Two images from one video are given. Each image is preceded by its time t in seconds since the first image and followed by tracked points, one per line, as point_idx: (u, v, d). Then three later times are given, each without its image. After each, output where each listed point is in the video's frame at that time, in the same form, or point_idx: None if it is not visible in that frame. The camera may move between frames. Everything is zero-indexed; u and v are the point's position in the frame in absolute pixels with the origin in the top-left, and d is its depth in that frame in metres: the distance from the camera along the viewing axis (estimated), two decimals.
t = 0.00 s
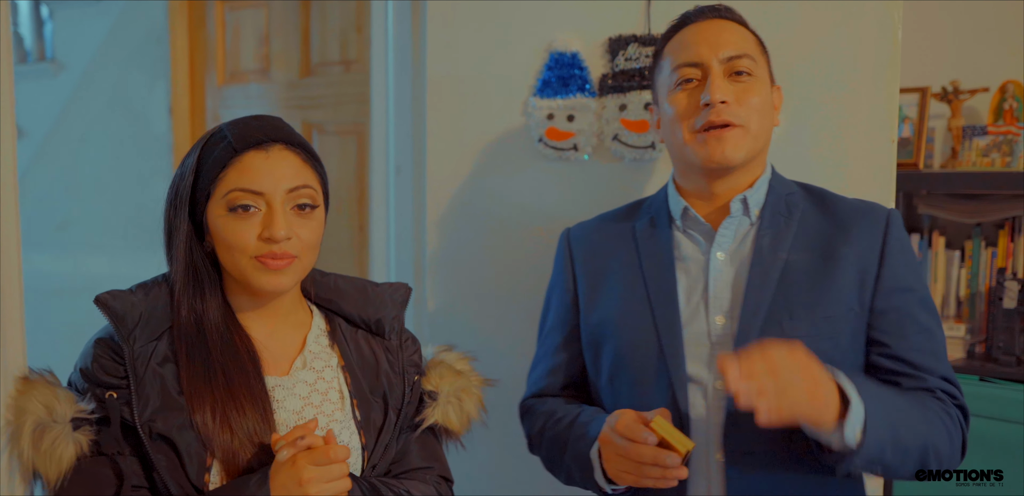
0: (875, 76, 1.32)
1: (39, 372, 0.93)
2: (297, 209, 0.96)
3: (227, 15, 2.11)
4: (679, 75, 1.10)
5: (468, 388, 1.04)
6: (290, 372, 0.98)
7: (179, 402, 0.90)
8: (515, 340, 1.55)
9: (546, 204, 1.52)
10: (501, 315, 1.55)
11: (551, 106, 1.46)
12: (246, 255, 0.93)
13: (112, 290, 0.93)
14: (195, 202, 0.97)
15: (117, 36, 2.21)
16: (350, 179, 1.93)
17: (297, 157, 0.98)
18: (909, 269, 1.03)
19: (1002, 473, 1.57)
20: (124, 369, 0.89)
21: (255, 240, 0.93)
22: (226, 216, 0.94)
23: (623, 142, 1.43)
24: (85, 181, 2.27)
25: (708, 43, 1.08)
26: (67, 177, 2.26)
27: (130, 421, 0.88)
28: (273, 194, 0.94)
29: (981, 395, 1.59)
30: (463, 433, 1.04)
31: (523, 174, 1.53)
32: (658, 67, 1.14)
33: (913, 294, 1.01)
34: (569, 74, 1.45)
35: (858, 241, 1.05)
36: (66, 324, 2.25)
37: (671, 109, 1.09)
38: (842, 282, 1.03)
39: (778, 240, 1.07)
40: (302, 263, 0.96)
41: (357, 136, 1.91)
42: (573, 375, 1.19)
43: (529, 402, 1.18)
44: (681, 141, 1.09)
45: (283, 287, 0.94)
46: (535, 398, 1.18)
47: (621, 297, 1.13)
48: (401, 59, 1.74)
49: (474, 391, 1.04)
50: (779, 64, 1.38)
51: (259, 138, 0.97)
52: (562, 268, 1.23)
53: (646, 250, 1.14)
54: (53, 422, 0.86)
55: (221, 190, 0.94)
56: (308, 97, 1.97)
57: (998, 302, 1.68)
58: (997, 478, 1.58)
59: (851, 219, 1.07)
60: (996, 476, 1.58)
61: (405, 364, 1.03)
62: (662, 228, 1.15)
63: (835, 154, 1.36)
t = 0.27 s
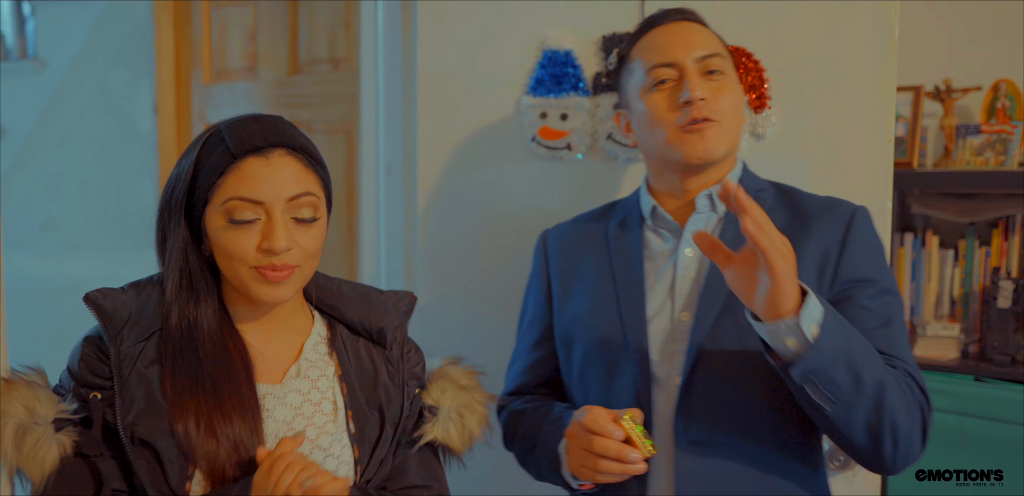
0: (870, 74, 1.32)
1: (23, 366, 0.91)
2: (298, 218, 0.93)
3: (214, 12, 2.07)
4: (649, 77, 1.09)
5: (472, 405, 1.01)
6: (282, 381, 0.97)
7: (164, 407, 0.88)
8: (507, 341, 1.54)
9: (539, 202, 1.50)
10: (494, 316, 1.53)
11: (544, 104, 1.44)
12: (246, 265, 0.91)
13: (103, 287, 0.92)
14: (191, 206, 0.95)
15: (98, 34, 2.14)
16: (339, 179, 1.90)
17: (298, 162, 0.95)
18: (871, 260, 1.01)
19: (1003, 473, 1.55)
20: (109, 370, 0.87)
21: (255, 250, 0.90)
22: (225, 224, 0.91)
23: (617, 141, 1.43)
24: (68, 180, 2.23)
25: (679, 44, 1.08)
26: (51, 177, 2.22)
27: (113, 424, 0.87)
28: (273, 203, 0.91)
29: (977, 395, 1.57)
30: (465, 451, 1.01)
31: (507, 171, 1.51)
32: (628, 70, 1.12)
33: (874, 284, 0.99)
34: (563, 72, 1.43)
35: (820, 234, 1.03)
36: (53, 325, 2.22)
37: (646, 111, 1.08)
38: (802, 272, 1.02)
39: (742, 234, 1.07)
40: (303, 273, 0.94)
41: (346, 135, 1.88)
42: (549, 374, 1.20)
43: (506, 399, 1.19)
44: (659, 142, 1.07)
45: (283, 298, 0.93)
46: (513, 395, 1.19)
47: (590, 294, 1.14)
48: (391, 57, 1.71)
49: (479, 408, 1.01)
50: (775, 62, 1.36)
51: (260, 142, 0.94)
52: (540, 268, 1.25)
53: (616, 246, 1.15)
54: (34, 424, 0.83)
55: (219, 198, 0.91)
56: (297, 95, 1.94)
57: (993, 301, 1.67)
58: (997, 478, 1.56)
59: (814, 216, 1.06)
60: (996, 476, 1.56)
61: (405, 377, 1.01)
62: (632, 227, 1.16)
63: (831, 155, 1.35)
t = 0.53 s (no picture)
0: (866, 74, 1.31)
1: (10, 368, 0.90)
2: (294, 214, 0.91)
3: (199, 8, 2.03)
4: (613, 86, 1.10)
5: (471, 419, 0.98)
6: (279, 393, 0.95)
7: (156, 417, 0.87)
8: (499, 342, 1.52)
9: (533, 201, 1.49)
10: (487, 317, 1.51)
11: (536, 103, 1.43)
12: (243, 265, 0.89)
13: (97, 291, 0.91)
14: (185, 208, 0.93)
15: (81, 30, 2.12)
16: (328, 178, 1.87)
17: (293, 157, 0.93)
18: (836, 255, 1.02)
19: (1003, 473, 1.54)
20: (100, 377, 0.86)
21: (251, 249, 0.88)
22: (219, 223, 0.89)
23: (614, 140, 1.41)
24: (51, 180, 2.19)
25: (639, 53, 1.08)
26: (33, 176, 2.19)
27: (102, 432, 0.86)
28: (268, 199, 0.89)
29: (972, 395, 1.57)
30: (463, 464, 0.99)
31: (495, 168, 1.50)
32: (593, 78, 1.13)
33: (836, 279, 1.00)
34: (556, 71, 1.41)
35: (785, 232, 1.04)
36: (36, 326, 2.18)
37: (609, 121, 1.09)
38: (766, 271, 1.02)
39: (709, 234, 1.06)
40: (303, 272, 0.92)
41: (334, 134, 1.86)
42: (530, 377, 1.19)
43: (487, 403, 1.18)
44: (621, 151, 1.09)
45: (283, 298, 0.90)
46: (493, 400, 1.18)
47: (566, 297, 1.13)
48: (381, 55, 1.68)
49: (479, 422, 0.99)
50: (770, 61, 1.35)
51: (252, 138, 0.92)
52: (517, 271, 1.24)
53: (591, 248, 1.15)
54: (20, 430, 0.83)
55: (212, 197, 0.90)
56: (284, 94, 1.91)
57: (987, 301, 1.67)
58: (997, 477, 1.54)
59: (782, 213, 1.06)
60: (996, 476, 1.54)
61: (404, 390, 0.98)
62: (607, 231, 1.15)
63: (827, 155, 1.34)
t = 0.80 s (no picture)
0: (869, 73, 1.29)
1: None
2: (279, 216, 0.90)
3: (191, 5, 2.00)
4: (602, 85, 1.09)
5: (464, 411, 0.99)
6: (271, 394, 0.93)
7: (150, 426, 0.85)
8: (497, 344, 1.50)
9: (530, 199, 1.47)
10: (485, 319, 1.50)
11: (535, 102, 1.41)
12: (229, 270, 0.87)
13: (79, 302, 0.88)
14: (165, 212, 0.92)
15: (71, 28, 2.08)
16: (322, 179, 1.85)
17: (275, 157, 0.92)
18: (833, 258, 1.01)
19: (1003, 472, 1.53)
20: (89, 390, 0.84)
21: (237, 253, 0.87)
22: (203, 228, 0.88)
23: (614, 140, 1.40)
24: (38, 180, 2.14)
25: (627, 52, 1.06)
26: (20, 177, 2.14)
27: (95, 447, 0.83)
28: (252, 202, 0.88)
29: (973, 396, 1.57)
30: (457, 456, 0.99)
31: (488, 167, 1.48)
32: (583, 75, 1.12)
33: (835, 283, 0.99)
34: (555, 70, 1.39)
35: (783, 234, 1.03)
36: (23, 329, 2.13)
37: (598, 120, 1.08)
38: (765, 273, 1.01)
39: (704, 233, 1.05)
40: (289, 274, 0.91)
41: (329, 133, 1.83)
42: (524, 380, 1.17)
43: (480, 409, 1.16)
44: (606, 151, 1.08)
45: (271, 301, 0.90)
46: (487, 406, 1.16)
47: (559, 301, 1.11)
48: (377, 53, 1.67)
49: (471, 415, 0.99)
50: (772, 60, 1.33)
51: (232, 140, 0.90)
52: (508, 274, 1.22)
53: (584, 251, 1.13)
54: (9, 445, 0.80)
55: (194, 202, 0.88)
56: (278, 93, 1.88)
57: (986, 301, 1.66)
58: (997, 478, 1.54)
59: (778, 214, 1.05)
60: (996, 476, 1.54)
61: (395, 385, 0.98)
62: (600, 233, 1.13)
63: (829, 155, 1.33)
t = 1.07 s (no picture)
0: (870, 72, 1.29)
1: None
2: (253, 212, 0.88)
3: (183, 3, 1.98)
4: (605, 81, 1.07)
5: (456, 404, 0.97)
6: (258, 395, 0.92)
7: (133, 431, 0.84)
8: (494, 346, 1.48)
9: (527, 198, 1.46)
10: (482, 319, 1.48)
11: (534, 101, 1.39)
12: (206, 270, 0.86)
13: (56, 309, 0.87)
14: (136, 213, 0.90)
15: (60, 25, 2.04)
16: (316, 178, 1.83)
17: (246, 153, 0.90)
18: (845, 265, 1.02)
19: (1003, 472, 1.52)
20: (71, 398, 0.83)
21: (213, 253, 0.85)
22: (176, 229, 0.86)
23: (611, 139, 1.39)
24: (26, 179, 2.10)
25: (632, 47, 1.05)
26: (7, 177, 2.09)
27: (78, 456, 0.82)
28: (225, 199, 0.86)
29: (974, 398, 1.55)
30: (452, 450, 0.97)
31: (485, 167, 1.46)
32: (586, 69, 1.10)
33: (850, 291, 1.00)
34: (554, 68, 1.38)
35: (796, 239, 1.03)
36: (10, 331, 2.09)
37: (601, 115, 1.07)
38: (782, 279, 1.01)
39: (716, 239, 1.05)
40: (268, 270, 0.90)
41: (323, 132, 1.81)
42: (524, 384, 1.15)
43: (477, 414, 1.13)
44: (608, 149, 1.06)
45: (252, 299, 0.88)
46: (484, 411, 1.13)
47: (563, 304, 1.10)
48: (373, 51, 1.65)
49: (463, 407, 0.97)
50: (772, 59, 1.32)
51: (200, 137, 0.89)
52: (503, 276, 1.18)
53: (586, 253, 1.11)
54: None
55: (165, 203, 0.86)
56: (271, 91, 1.86)
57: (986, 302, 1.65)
58: (997, 478, 1.53)
59: (791, 217, 1.05)
60: (996, 476, 1.53)
61: (386, 380, 0.97)
62: (603, 234, 1.11)
63: (830, 154, 1.32)
